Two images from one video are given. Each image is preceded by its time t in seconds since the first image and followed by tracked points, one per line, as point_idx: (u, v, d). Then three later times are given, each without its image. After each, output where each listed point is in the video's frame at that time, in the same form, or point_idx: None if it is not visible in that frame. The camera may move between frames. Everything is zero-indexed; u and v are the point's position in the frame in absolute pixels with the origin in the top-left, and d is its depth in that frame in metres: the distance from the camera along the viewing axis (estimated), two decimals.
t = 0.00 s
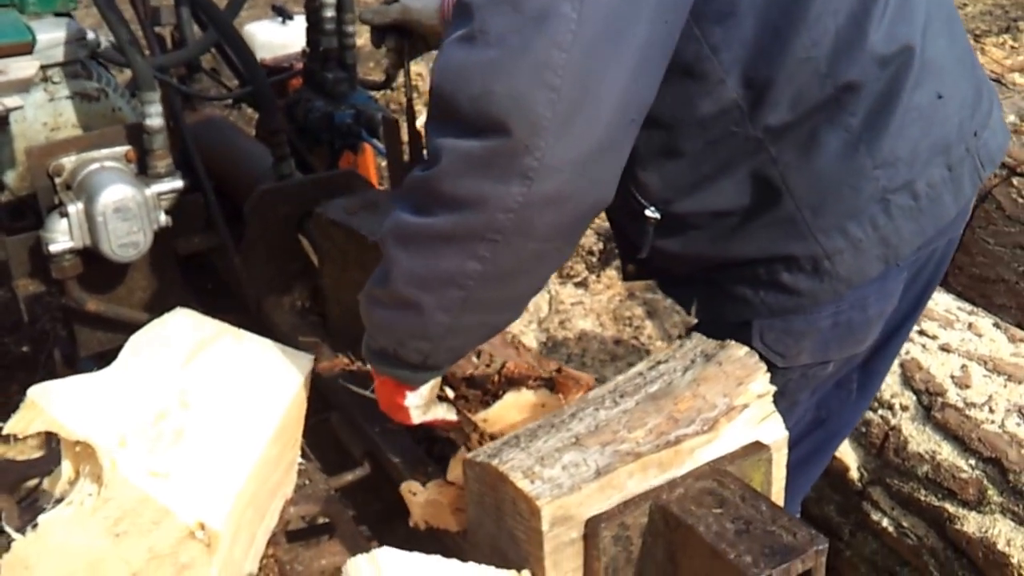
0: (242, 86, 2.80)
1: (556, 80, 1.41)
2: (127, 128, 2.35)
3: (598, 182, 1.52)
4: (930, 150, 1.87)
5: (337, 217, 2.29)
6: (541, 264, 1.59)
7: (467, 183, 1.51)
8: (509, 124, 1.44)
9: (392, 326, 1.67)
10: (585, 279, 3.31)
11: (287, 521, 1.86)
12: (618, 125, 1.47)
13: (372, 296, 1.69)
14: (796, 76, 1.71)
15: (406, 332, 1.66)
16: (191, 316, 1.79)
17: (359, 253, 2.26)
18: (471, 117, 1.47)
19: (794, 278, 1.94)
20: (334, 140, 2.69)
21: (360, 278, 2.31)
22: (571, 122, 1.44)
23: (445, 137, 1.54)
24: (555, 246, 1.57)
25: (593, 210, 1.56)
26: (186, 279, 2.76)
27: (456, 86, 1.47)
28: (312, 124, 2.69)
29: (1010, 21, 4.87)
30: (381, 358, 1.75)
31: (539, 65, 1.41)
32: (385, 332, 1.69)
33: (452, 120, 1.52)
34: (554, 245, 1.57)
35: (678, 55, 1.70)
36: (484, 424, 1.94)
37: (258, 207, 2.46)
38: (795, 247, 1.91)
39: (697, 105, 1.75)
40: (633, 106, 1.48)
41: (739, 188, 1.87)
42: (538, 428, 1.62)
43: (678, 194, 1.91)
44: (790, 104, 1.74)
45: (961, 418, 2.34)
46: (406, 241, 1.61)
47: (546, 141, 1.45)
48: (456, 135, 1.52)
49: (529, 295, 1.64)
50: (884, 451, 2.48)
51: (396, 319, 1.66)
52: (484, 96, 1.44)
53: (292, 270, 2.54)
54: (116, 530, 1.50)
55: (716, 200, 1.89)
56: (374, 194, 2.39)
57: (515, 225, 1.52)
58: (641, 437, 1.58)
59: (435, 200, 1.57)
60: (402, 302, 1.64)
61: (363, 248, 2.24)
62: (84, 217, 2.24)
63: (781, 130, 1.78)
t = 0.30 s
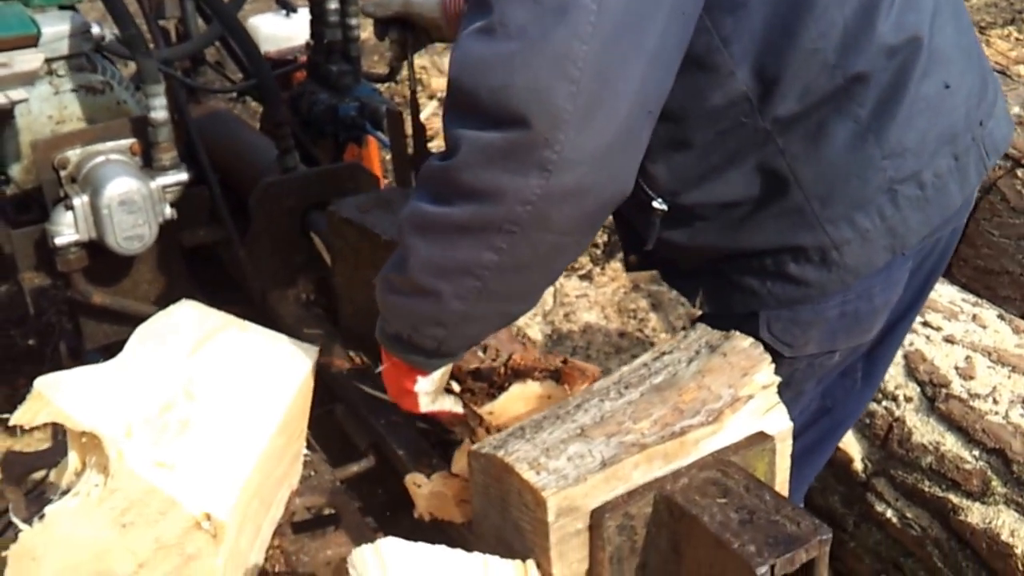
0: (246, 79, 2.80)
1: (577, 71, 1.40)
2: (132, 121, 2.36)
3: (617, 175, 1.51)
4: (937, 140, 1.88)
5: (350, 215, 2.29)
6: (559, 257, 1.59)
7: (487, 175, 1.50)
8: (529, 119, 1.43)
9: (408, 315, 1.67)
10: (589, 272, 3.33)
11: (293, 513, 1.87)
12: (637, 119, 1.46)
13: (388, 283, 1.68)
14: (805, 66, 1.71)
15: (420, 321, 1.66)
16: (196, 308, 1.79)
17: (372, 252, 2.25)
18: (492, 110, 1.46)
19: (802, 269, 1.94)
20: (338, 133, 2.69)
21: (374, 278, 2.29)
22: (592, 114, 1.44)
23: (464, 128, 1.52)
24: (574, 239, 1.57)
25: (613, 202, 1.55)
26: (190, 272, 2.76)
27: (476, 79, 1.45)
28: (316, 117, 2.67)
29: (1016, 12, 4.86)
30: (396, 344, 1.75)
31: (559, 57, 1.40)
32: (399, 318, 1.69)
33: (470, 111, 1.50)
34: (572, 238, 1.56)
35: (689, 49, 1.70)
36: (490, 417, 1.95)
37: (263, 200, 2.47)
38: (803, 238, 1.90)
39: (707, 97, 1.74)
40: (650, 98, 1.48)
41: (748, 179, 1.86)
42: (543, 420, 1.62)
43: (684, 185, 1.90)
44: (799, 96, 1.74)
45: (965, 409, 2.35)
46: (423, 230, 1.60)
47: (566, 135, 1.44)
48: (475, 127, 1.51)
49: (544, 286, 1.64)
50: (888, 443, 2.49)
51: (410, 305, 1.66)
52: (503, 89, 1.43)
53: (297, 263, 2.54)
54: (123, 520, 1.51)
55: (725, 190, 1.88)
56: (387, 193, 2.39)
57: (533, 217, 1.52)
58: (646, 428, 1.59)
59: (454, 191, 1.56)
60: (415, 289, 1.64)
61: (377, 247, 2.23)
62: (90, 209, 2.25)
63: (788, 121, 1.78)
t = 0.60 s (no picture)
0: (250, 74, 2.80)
1: (618, 50, 1.45)
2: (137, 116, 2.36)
3: (654, 152, 1.55)
4: (950, 128, 1.89)
5: (365, 218, 2.27)
6: (593, 234, 1.63)
7: (528, 151, 1.54)
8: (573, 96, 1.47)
9: (441, 290, 1.71)
10: (593, 266, 3.34)
11: (299, 506, 1.87)
12: (675, 97, 1.50)
13: (422, 258, 1.73)
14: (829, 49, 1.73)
15: (454, 298, 1.70)
16: (201, 302, 1.79)
17: (387, 254, 2.24)
18: (534, 87, 1.50)
19: (816, 254, 1.94)
20: (342, 128, 2.70)
21: (390, 281, 2.28)
22: (633, 92, 1.48)
23: (504, 104, 1.56)
24: (610, 215, 1.61)
25: (649, 178, 1.59)
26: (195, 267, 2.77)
27: (519, 56, 1.49)
28: (320, 111, 2.69)
29: (1021, 6, 4.84)
30: (427, 324, 1.79)
31: (602, 34, 1.44)
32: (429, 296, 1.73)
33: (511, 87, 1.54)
34: (607, 215, 1.60)
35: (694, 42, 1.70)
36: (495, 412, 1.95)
37: (267, 192, 2.48)
38: (818, 223, 1.90)
39: (724, 82, 1.75)
40: (686, 76, 1.52)
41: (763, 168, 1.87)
42: (546, 415, 1.62)
43: (701, 168, 1.90)
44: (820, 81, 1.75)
45: (969, 402, 2.36)
46: (461, 206, 1.64)
47: (608, 113, 1.48)
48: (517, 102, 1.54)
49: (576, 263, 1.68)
50: (892, 436, 2.49)
51: (445, 283, 1.70)
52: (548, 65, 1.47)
53: (301, 257, 2.55)
54: (129, 513, 1.52)
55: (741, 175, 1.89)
56: (403, 194, 2.37)
57: (572, 193, 1.55)
58: (649, 421, 1.59)
59: (494, 167, 1.59)
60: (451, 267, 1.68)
61: (392, 249, 2.22)
62: (95, 204, 2.26)
63: (807, 108, 1.79)
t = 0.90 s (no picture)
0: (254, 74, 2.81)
1: (828, 39, 1.58)
2: (141, 115, 2.37)
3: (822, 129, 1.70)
4: (967, 114, 1.97)
5: (377, 226, 2.15)
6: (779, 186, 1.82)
7: (772, 130, 1.68)
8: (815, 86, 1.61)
9: (635, 220, 1.84)
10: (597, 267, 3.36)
11: (303, 505, 1.88)
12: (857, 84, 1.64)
13: (595, 189, 1.86)
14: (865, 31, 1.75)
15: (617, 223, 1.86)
16: (205, 301, 1.79)
17: (402, 265, 2.10)
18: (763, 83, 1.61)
19: (845, 239, 1.98)
20: (346, 128, 2.70)
21: (403, 292, 2.14)
22: (851, 81, 1.64)
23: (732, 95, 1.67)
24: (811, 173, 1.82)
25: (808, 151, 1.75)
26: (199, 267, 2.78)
27: (743, 62, 1.59)
28: (325, 111, 2.70)
29: None
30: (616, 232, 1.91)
31: (811, 39, 1.57)
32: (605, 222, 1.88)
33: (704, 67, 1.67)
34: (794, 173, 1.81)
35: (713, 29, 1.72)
36: (498, 412, 1.88)
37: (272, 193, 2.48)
38: (848, 209, 1.95)
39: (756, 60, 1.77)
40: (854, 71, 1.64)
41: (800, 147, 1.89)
42: (550, 414, 1.63)
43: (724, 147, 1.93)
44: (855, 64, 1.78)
45: (972, 402, 2.36)
46: (681, 170, 1.76)
47: (841, 100, 1.64)
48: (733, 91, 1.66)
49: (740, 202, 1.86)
50: (895, 436, 2.49)
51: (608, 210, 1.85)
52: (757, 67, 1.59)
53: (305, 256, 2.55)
54: (136, 511, 1.52)
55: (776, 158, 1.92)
56: (414, 199, 2.23)
57: (794, 166, 1.74)
58: (652, 420, 1.59)
59: (721, 141, 1.72)
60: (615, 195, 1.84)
61: (406, 259, 2.08)
62: (100, 203, 2.27)
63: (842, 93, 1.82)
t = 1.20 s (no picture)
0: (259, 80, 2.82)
1: (850, 57, 1.58)
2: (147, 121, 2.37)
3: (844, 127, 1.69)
4: (976, 116, 2.00)
5: (391, 240, 2.08)
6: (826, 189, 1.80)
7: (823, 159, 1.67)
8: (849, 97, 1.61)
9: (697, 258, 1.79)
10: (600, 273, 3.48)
11: (306, 510, 1.88)
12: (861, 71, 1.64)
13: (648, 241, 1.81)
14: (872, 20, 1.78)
15: (685, 267, 1.80)
16: (211, 306, 1.80)
17: (417, 279, 2.05)
18: (806, 119, 1.59)
19: (859, 235, 1.95)
20: (351, 133, 2.70)
21: (418, 306, 2.09)
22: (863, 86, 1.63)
23: (767, 137, 1.63)
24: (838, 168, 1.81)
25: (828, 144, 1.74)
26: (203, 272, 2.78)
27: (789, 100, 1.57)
28: (328, 117, 2.70)
29: None
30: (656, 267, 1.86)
31: (834, 56, 1.56)
32: (645, 258, 1.82)
33: (762, 120, 1.62)
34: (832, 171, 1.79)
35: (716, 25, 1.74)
36: (500, 419, 1.88)
37: (277, 198, 2.49)
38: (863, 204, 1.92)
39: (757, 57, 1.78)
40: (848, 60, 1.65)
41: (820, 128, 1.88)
42: (554, 419, 1.63)
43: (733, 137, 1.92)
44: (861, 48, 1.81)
45: (975, 408, 2.36)
46: (749, 222, 1.73)
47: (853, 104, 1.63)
48: (782, 141, 1.63)
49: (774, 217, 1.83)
50: (899, 442, 2.49)
51: (691, 257, 1.79)
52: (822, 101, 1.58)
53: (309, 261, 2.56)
54: (140, 515, 1.53)
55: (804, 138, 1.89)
56: (429, 212, 2.15)
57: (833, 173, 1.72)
58: (656, 424, 1.60)
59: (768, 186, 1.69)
60: (671, 246, 1.78)
61: (423, 275, 2.03)
62: (105, 209, 2.28)
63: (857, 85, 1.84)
